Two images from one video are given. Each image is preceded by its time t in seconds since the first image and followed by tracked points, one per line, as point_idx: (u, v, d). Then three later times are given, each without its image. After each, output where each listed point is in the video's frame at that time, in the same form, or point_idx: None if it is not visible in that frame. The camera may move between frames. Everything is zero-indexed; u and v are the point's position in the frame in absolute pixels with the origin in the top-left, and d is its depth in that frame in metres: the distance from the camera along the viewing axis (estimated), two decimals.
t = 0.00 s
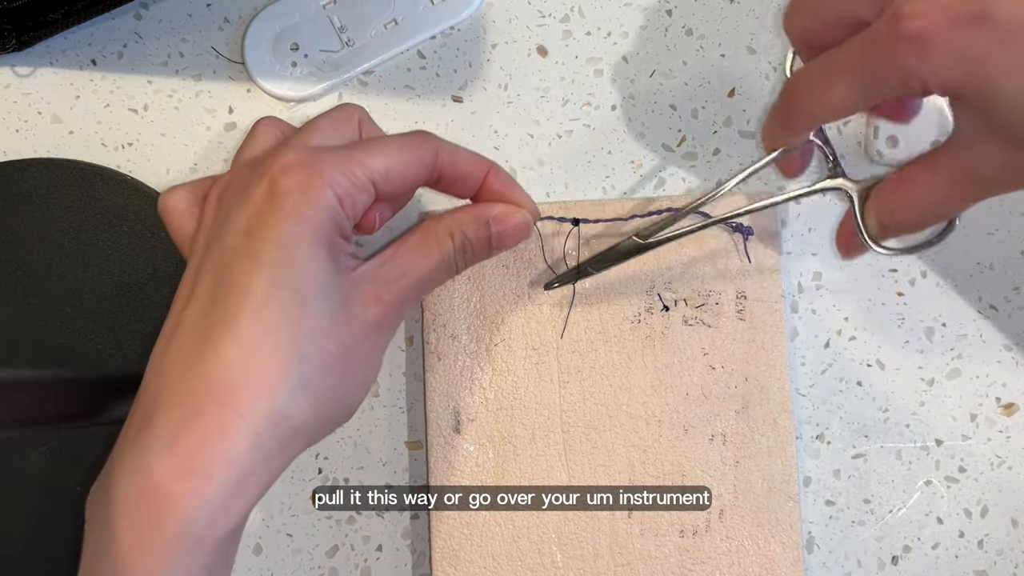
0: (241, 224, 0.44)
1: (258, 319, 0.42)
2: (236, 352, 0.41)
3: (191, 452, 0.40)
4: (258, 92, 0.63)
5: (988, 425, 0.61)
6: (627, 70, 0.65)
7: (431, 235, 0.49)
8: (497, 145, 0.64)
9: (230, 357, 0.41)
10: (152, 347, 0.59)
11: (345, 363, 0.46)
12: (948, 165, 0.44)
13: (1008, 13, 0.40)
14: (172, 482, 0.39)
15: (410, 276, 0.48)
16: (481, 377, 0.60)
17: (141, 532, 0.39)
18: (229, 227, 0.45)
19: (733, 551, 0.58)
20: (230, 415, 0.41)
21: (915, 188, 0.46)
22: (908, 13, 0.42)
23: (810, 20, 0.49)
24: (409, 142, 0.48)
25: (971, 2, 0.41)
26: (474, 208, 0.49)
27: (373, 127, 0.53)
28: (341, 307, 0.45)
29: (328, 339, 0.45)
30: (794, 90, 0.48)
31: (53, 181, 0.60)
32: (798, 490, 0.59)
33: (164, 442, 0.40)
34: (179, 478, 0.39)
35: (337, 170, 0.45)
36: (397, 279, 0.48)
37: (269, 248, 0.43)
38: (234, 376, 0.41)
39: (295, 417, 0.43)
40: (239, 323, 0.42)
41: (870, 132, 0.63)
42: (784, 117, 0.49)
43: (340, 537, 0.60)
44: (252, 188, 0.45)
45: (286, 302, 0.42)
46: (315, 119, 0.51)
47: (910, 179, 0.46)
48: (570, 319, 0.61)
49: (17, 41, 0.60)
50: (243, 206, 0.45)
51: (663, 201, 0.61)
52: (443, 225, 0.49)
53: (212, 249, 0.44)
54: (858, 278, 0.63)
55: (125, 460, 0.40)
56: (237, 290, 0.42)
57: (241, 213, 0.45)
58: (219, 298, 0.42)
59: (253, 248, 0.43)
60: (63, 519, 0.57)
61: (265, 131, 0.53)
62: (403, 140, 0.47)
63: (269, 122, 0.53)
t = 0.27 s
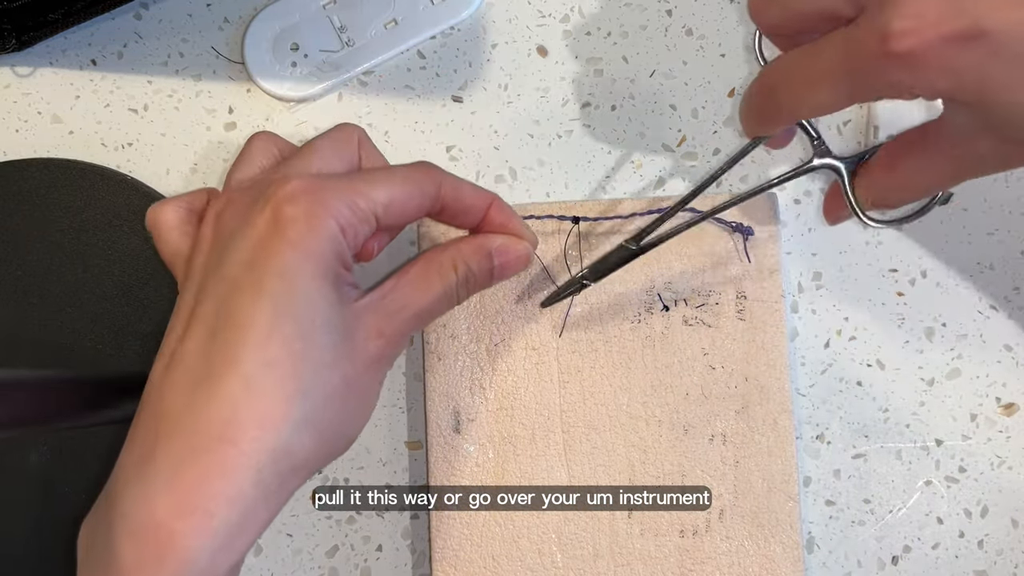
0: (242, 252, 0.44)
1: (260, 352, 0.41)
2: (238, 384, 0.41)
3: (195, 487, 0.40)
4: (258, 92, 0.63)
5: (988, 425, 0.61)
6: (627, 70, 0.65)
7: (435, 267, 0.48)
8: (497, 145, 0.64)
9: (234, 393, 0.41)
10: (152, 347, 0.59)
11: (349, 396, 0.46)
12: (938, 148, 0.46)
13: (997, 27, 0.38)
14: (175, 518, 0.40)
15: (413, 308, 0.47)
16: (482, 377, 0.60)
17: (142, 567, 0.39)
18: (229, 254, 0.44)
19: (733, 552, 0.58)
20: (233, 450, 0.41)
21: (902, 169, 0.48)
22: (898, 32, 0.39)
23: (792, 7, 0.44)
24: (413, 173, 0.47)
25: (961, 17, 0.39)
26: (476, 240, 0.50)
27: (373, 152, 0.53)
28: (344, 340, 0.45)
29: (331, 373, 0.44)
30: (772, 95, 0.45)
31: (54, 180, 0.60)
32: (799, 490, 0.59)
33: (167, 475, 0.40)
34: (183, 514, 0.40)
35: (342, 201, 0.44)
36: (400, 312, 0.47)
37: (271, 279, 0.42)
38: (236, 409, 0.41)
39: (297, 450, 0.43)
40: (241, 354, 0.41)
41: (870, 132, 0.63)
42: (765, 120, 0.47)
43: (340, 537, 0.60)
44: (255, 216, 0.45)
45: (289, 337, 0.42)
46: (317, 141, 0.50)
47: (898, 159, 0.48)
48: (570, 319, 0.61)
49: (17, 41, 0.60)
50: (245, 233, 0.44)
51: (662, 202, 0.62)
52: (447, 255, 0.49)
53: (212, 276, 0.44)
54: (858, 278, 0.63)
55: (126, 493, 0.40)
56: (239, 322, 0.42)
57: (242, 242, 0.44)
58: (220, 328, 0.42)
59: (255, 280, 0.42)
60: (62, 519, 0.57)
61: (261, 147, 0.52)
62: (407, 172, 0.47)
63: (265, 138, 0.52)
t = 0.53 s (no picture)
0: (264, 269, 0.44)
1: (281, 372, 0.41)
2: (259, 403, 0.41)
3: (216, 506, 0.40)
4: (259, 92, 0.64)
5: (988, 425, 0.61)
6: (627, 70, 0.65)
7: (450, 287, 0.49)
8: (497, 146, 0.64)
9: (256, 413, 0.41)
10: (152, 347, 0.59)
11: (367, 416, 0.46)
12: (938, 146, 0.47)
13: (996, 48, 0.34)
14: (196, 535, 0.40)
15: (428, 328, 0.48)
16: (482, 377, 0.60)
17: None
18: (250, 271, 0.44)
19: (733, 551, 0.58)
20: (253, 470, 0.41)
21: (906, 165, 0.49)
22: (897, 49, 0.35)
23: (777, 9, 0.40)
24: (433, 196, 0.48)
25: (957, 36, 0.35)
26: (489, 260, 0.51)
27: (390, 169, 0.53)
28: (363, 361, 0.45)
29: (350, 393, 0.44)
30: (762, 95, 0.41)
31: (53, 181, 0.60)
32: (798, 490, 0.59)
33: (188, 492, 0.40)
34: (202, 531, 0.40)
35: (364, 222, 0.45)
36: (416, 333, 0.47)
37: (295, 299, 0.42)
38: (257, 429, 0.41)
39: (314, 469, 0.43)
40: (262, 374, 0.41)
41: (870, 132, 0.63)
42: (752, 116, 0.43)
43: (340, 537, 0.60)
44: (276, 233, 0.45)
45: (312, 358, 0.42)
46: (335, 157, 0.50)
47: (903, 156, 0.48)
48: (570, 320, 0.61)
49: (17, 41, 0.60)
50: (267, 250, 0.44)
51: (662, 202, 0.61)
52: (461, 276, 0.50)
53: (233, 292, 0.44)
54: (858, 278, 0.63)
55: (143, 511, 0.40)
56: (260, 340, 0.42)
57: (264, 259, 0.44)
58: (242, 346, 0.42)
59: (278, 299, 0.42)
60: (62, 520, 0.57)
61: (278, 161, 0.52)
62: (426, 194, 0.48)
63: (281, 151, 0.53)
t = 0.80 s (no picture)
0: (278, 275, 0.44)
1: (296, 378, 0.42)
2: (274, 409, 0.41)
3: (232, 509, 0.40)
4: (259, 92, 0.64)
5: (988, 425, 0.61)
6: (627, 70, 0.65)
7: (459, 293, 0.49)
8: (497, 146, 0.64)
9: (271, 418, 0.41)
10: (152, 347, 0.59)
11: (379, 421, 0.46)
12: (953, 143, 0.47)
13: (996, 41, 0.34)
14: (210, 538, 0.40)
15: (437, 333, 0.48)
16: (482, 377, 0.60)
17: None
18: (264, 276, 0.44)
19: (733, 552, 0.58)
20: (268, 474, 0.41)
21: (920, 162, 0.49)
22: (899, 44, 0.35)
23: (780, 3, 0.41)
24: (444, 202, 0.48)
25: (957, 30, 0.35)
26: (496, 265, 0.51)
27: (399, 174, 0.53)
28: (376, 367, 0.45)
29: (363, 399, 0.44)
30: (769, 92, 0.41)
31: (54, 180, 0.60)
32: (798, 490, 0.59)
33: (203, 496, 0.40)
34: (216, 534, 0.40)
35: (377, 228, 0.45)
36: (426, 338, 0.47)
37: (309, 305, 0.42)
38: (272, 434, 0.41)
39: (327, 473, 0.43)
40: (277, 380, 0.42)
41: (870, 133, 0.63)
42: (757, 112, 0.43)
43: (340, 537, 0.60)
44: (290, 239, 0.45)
45: (326, 364, 0.42)
46: (345, 164, 0.50)
47: (920, 154, 0.49)
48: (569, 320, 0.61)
49: (17, 41, 0.60)
50: (280, 257, 0.44)
51: (662, 202, 0.62)
52: (470, 282, 0.49)
53: (246, 298, 0.44)
54: (858, 279, 0.63)
55: (160, 515, 0.40)
56: (275, 346, 0.42)
57: (278, 265, 0.44)
58: (257, 351, 0.42)
59: (292, 305, 0.43)
60: (61, 519, 0.57)
61: (287, 167, 0.52)
62: (438, 200, 0.47)
63: (291, 159, 0.53)
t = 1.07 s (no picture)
0: (282, 278, 0.44)
1: (301, 381, 0.42)
2: (279, 411, 0.41)
3: (237, 510, 0.40)
4: (258, 92, 0.64)
5: (988, 425, 0.61)
6: (627, 70, 0.65)
7: (461, 296, 0.49)
8: (497, 146, 0.64)
9: (276, 420, 0.41)
10: (152, 346, 0.59)
11: (382, 423, 0.46)
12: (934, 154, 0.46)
13: (975, 51, 0.35)
14: (216, 537, 0.40)
15: (440, 336, 0.48)
16: (482, 377, 0.60)
17: None
18: (269, 279, 0.44)
19: (733, 552, 0.58)
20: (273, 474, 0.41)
21: (903, 171, 0.48)
22: (878, 55, 0.35)
23: (763, 14, 0.40)
24: (447, 206, 0.48)
25: (936, 41, 0.35)
26: (498, 269, 0.51)
27: (403, 179, 0.53)
28: (380, 369, 0.45)
29: (368, 401, 0.44)
30: (751, 104, 0.41)
31: (54, 180, 0.60)
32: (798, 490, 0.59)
33: (209, 496, 0.40)
34: (222, 534, 0.40)
35: (381, 232, 0.45)
36: (429, 341, 0.47)
37: (314, 308, 0.42)
38: (277, 436, 0.41)
39: (331, 474, 0.43)
40: (282, 382, 0.42)
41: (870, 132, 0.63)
42: (739, 123, 0.43)
43: (340, 537, 0.60)
44: (295, 242, 0.45)
45: (330, 366, 0.42)
46: (349, 169, 0.50)
47: (902, 161, 0.48)
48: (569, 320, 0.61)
49: (17, 41, 0.60)
50: (285, 260, 0.44)
51: (661, 202, 0.62)
52: (472, 284, 0.49)
53: (251, 300, 0.44)
54: (858, 279, 0.63)
55: (165, 516, 0.40)
56: (280, 349, 0.42)
57: (283, 268, 0.44)
58: (262, 354, 0.42)
59: (297, 308, 0.43)
60: (62, 519, 0.57)
61: (292, 171, 0.52)
62: (441, 204, 0.47)
63: (295, 164, 0.53)
